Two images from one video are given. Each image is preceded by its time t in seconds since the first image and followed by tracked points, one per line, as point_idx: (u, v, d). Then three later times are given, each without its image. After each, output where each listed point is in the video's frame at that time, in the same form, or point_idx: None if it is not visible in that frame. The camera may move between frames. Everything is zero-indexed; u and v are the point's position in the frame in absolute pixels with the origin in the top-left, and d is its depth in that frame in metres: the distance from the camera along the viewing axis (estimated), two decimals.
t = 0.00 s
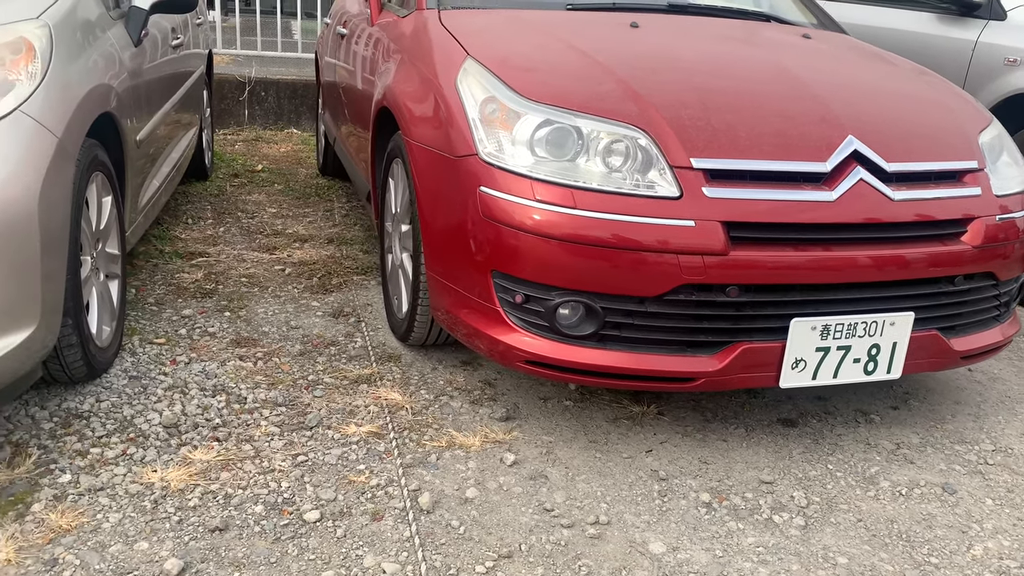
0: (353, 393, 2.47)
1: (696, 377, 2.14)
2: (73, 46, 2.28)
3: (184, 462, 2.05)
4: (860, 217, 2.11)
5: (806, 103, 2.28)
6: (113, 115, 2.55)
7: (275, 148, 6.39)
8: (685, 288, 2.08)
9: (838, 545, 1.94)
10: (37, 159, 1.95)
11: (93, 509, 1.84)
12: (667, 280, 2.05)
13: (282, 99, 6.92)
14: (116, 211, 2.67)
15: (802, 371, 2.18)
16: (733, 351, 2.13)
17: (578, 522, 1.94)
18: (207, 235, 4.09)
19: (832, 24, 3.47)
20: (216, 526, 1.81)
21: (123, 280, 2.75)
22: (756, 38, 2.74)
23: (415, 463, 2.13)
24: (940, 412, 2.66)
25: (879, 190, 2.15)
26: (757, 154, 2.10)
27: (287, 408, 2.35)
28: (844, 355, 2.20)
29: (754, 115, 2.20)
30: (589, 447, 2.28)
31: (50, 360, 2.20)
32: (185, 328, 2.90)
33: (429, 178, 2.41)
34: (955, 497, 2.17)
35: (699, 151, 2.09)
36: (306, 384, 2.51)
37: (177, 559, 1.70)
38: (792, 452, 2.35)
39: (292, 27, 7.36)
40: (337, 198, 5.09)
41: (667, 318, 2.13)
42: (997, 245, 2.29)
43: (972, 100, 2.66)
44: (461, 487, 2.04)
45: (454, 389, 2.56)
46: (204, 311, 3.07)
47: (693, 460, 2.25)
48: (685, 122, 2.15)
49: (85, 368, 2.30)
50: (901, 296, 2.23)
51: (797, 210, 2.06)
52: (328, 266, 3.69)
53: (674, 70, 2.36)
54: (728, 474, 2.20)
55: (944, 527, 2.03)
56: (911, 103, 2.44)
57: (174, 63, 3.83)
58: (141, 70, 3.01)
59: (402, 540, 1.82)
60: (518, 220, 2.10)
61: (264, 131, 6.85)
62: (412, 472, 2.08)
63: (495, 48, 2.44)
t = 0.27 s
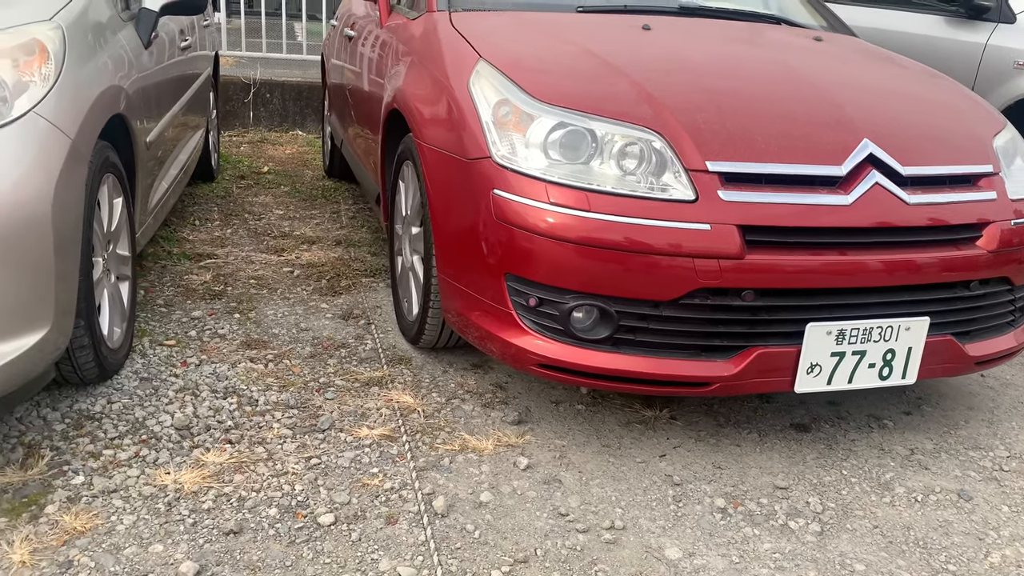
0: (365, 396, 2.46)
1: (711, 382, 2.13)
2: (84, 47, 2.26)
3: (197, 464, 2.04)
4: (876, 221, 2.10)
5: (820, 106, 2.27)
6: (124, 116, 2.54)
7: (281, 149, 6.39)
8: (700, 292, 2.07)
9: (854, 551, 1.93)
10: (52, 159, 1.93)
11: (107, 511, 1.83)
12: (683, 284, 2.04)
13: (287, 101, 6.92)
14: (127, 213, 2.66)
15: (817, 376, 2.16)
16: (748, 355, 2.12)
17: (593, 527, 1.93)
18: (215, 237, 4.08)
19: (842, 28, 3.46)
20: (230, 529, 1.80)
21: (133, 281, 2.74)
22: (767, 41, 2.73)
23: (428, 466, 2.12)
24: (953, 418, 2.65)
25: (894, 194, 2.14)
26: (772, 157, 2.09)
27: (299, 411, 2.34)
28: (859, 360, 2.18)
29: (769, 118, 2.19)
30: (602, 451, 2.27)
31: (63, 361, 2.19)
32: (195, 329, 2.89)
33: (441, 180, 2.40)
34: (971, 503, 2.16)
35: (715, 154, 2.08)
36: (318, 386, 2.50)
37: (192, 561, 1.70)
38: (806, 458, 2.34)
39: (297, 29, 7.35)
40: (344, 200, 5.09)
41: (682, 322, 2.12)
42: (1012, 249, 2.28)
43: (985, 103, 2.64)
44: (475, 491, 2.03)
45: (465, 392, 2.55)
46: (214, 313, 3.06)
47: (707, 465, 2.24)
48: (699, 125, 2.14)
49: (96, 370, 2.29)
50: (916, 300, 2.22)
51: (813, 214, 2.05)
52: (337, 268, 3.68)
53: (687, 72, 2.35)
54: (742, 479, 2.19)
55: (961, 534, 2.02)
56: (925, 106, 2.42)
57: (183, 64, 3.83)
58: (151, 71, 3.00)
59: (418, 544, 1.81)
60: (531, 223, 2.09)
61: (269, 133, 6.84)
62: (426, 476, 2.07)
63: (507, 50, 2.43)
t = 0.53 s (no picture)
0: (376, 398, 2.45)
1: (726, 386, 2.11)
2: (96, 45, 2.24)
3: (208, 465, 2.03)
4: (892, 225, 2.08)
5: (837, 110, 2.26)
6: (135, 115, 2.53)
7: (287, 150, 6.38)
8: (716, 296, 2.05)
9: (871, 558, 1.91)
10: (65, 158, 1.92)
11: (119, 513, 1.82)
12: (698, 288, 2.02)
13: (292, 101, 6.91)
14: (137, 212, 2.64)
15: (832, 382, 2.15)
16: (763, 360, 2.11)
17: (608, 532, 1.91)
18: (222, 236, 4.07)
19: (853, 31, 3.44)
20: (243, 531, 1.79)
21: (142, 281, 2.72)
22: (781, 44, 2.71)
23: (441, 469, 2.10)
24: (967, 424, 2.64)
25: (911, 199, 2.12)
26: (789, 161, 2.07)
27: (310, 412, 2.33)
28: (874, 366, 2.17)
29: (785, 121, 2.17)
30: (615, 455, 2.25)
31: (73, 361, 2.18)
32: (204, 329, 2.88)
33: (454, 181, 2.39)
34: (987, 510, 2.15)
35: (731, 157, 2.06)
36: (328, 388, 2.49)
37: (205, 564, 1.68)
38: (820, 463, 2.33)
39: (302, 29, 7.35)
40: (350, 201, 5.08)
41: (698, 326, 2.10)
42: None
43: (1000, 109, 2.63)
44: (488, 494, 2.01)
45: (476, 395, 2.54)
46: (222, 313, 3.05)
47: (721, 470, 2.23)
48: (716, 128, 2.12)
49: (107, 370, 2.28)
50: (932, 306, 2.20)
51: (830, 218, 2.04)
52: (345, 269, 3.67)
53: (702, 75, 2.33)
54: (757, 484, 2.17)
55: (978, 542, 2.01)
56: (941, 111, 2.41)
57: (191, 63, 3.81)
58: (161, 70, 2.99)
59: (432, 548, 1.80)
60: (544, 225, 2.08)
61: (274, 133, 6.83)
62: (439, 479, 2.06)
63: (521, 52, 2.42)
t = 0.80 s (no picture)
0: (388, 399, 2.43)
1: (743, 390, 2.10)
2: (109, 43, 2.23)
3: (222, 468, 2.01)
4: (911, 228, 2.07)
5: (854, 111, 2.24)
6: (147, 114, 2.51)
7: (292, 149, 6.36)
8: (734, 299, 2.04)
9: (891, 563, 1.90)
10: (78, 157, 1.90)
11: (132, 516, 1.80)
12: (717, 290, 2.01)
13: (297, 100, 6.89)
14: (148, 211, 2.63)
15: (850, 385, 2.13)
16: (782, 363, 2.09)
17: (625, 536, 1.90)
18: (229, 236, 4.06)
19: (865, 32, 3.42)
20: (258, 535, 1.78)
21: (152, 281, 2.71)
22: (796, 44, 2.69)
23: (455, 472, 2.09)
24: (981, 428, 2.62)
25: (930, 202, 2.10)
26: (808, 163, 2.06)
27: (322, 414, 2.31)
28: (892, 369, 2.15)
29: (804, 123, 2.16)
30: (630, 458, 2.23)
31: (85, 362, 2.17)
32: (214, 330, 2.86)
33: (468, 182, 2.37)
34: (1005, 515, 2.13)
35: (750, 159, 2.05)
36: (340, 389, 2.47)
37: (221, 569, 1.67)
38: (835, 467, 2.31)
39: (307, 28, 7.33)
40: (357, 201, 5.06)
41: (716, 329, 2.08)
42: None
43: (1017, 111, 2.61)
44: (504, 498, 2.00)
45: (489, 397, 2.52)
46: (232, 313, 3.03)
47: (736, 473, 2.21)
48: (734, 129, 2.11)
49: (118, 371, 2.26)
50: (950, 309, 2.18)
51: (849, 221, 2.02)
52: (353, 269, 3.65)
53: (719, 75, 2.32)
54: (773, 488, 2.16)
55: (997, 547, 1.99)
56: (959, 113, 2.39)
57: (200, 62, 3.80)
58: (171, 68, 2.97)
59: (449, 552, 1.78)
60: (560, 226, 2.06)
61: (279, 132, 6.82)
62: (454, 482, 2.04)
63: (536, 51, 2.40)
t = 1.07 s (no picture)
0: (397, 402, 2.42)
1: (756, 392, 2.08)
2: (118, 45, 2.22)
3: (231, 472, 2.00)
4: (925, 228, 2.05)
5: (868, 112, 2.23)
6: (155, 115, 2.50)
7: (294, 149, 6.35)
8: (748, 300, 2.02)
9: (906, 566, 1.88)
10: (88, 158, 1.89)
11: (142, 522, 1.79)
12: (731, 291, 1.99)
13: (299, 100, 6.87)
14: (155, 213, 2.61)
15: (863, 387, 2.12)
16: (795, 365, 2.08)
17: (638, 540, 1.89)
18: (234, 237, 4.04)
19: (873, 31, 3.41)
20: (270, 540, 1.77)
21: (159, 283, 2.69)
22: (808, 44, 2.68)
23: (466, 475, 2.08)
24: (993, 428, 2.59)
25: (945, 202, 2.09)
26: (822, 164, 2.05)
27: (331, 417, 2.30)
28: (906, 370, 2.14)
29: (817, 123, 2.14)
30: (641, 461, 2.22)
31: (93, 366, 2.16)
32: (221, 332, 2.85)
33: (478, 183, 2.36)
34: (1019, 517, 2.12)
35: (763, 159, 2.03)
36: (348, 392, 2.46)
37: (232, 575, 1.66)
38: (847, 468, 2.30)
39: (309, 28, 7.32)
40: (360, 201, 5.05)
41: (729, 331, 2.07)
42: None
43: None
44: (515, 501, 1.99)
45: (497, 399, 2.51)
46: (238, 315, 3.02)
47: (748, 476, 2.20)
48: (747, 129, 2.09)
49: (125, 374, 2.25)
50: (964, 310, 2.17)
51: (863, 221, 2.01)
52: (359, 270, 3.64)
53: (731, 75, 2.30)
54: (785, 491, 2.14)
55: (1012, 549, 1.98)
56: (972, 113, 2.38)
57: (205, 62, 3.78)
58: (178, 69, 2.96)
59: (461, 557, 1.77)
60: (571, 227, 2.05)
61: (281, 132, 6.80)
62: (464, 486, 2.03)
63: (547, 52, 2.38)
